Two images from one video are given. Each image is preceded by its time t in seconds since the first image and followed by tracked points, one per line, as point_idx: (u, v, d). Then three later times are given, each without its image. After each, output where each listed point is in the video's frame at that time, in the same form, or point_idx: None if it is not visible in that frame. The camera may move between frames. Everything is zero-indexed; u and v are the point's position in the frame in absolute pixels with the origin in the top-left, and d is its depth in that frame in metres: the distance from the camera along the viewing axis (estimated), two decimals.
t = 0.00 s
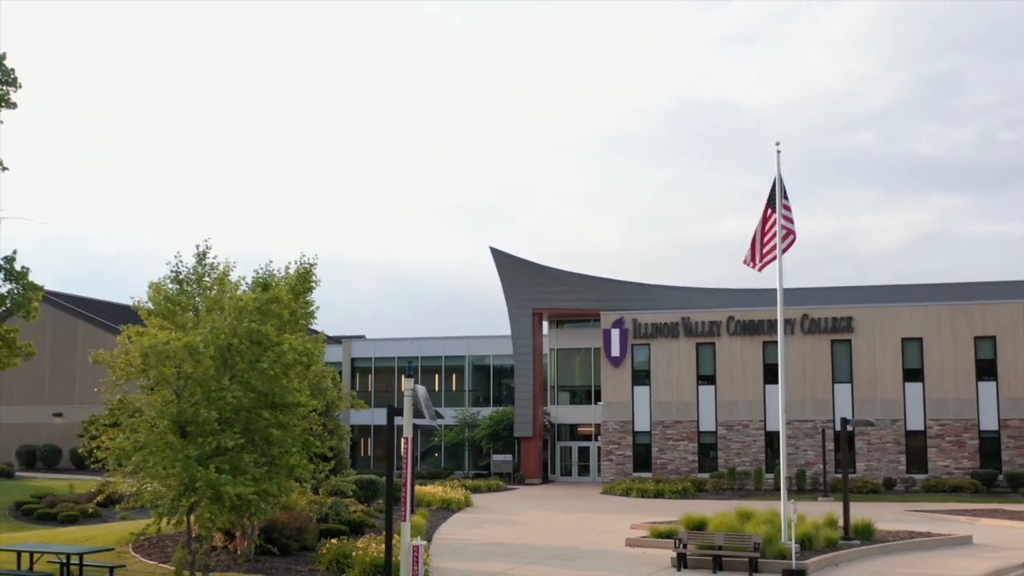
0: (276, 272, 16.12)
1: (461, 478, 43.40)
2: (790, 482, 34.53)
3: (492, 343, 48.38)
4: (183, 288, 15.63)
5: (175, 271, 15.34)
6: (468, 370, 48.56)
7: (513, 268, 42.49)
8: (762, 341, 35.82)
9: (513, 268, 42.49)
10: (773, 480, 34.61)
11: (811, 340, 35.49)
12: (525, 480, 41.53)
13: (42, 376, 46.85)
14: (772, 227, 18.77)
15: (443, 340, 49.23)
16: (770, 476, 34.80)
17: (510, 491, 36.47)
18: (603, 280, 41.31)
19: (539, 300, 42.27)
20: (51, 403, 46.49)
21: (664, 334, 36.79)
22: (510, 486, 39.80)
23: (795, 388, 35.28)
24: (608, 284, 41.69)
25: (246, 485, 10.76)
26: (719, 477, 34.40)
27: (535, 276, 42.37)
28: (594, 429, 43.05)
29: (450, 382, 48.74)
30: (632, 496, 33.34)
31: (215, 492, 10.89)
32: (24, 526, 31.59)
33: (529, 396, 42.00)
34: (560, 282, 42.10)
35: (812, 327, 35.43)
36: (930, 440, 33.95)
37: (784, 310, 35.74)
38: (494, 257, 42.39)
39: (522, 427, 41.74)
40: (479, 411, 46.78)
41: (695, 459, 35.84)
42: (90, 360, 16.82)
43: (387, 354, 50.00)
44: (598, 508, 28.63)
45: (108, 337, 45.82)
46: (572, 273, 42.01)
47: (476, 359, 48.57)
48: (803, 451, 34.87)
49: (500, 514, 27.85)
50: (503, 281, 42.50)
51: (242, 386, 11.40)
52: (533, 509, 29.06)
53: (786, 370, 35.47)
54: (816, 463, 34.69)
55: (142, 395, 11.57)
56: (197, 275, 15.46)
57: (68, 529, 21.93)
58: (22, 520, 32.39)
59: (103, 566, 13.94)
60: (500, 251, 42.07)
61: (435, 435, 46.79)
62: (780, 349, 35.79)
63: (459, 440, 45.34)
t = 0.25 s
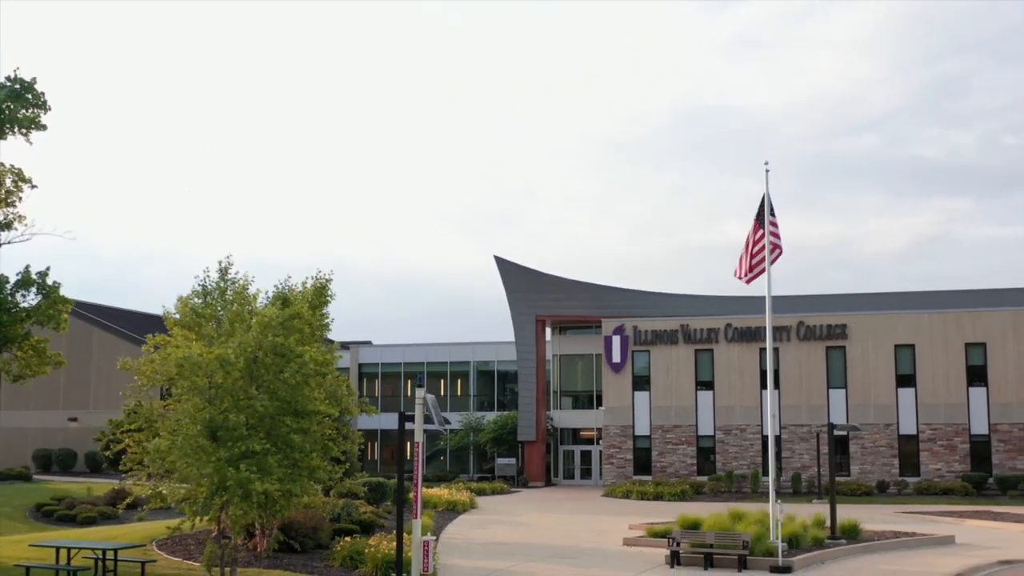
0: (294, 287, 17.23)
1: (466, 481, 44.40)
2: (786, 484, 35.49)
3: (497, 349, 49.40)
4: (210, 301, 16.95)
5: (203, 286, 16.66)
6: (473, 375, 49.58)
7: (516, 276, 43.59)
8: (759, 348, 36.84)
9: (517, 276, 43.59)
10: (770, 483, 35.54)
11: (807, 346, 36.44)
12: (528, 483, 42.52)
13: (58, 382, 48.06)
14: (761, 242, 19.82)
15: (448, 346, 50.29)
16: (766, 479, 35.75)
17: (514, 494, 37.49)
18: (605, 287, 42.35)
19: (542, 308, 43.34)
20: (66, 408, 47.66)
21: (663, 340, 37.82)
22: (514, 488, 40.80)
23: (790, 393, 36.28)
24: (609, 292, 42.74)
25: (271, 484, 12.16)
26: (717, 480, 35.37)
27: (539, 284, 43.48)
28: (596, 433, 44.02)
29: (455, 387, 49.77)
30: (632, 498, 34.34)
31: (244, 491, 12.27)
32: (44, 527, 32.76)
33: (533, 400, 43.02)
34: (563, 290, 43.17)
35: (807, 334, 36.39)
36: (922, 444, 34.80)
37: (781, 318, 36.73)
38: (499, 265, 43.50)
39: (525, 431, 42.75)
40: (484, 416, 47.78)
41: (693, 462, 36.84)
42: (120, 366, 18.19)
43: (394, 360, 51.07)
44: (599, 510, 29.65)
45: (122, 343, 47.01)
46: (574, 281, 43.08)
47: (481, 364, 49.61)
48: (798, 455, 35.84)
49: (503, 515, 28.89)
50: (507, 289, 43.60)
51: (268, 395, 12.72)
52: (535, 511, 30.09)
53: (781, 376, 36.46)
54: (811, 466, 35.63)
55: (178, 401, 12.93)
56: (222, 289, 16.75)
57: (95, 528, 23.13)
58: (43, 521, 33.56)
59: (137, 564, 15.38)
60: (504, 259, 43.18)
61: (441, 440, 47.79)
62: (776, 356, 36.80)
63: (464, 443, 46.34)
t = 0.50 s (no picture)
0: (309, 300, 18.31)
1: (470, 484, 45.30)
2: (782, 487, 36.41)
3: (501, 354, 50.37)
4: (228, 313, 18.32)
5: (224, 299, 17.90)
6: (478, 381, 50.53)
7: (520, 284, 44.61)
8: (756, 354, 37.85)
9: (521, 284, 44.61)
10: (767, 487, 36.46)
11: (803, 352, 37.37)
12: (532, 485, 43.41)
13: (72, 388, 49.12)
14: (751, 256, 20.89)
15: (454, 352, 51.26)
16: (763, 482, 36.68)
17: (517, 497, 38.43)
18: (606, 294, 43.35)
19: (545, 315, 44.35)
20: (79, 412, 48.72)
21: (664, 347, 38.78)
22: (517, 491, 41.70)
23: (787, 398, 37.23)
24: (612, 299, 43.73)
25: (291, 484, 13.50)
26: (716, 483, 36.27)
27: (542, 291, 44.52)
28: (598, 437, 44.92)
29: (460, 393, 50.72)
30: (633, 500, 35.27)
31: (266, 491, 13.59)
32: (61, 528, 33.78)
33: (536, 405, 43.96)
34: (566, 298, 44.18)
35: (804, 341, 37.31)
36: (915, 448, 35.67)
37: (778, 324, 37.69)
38: (503, 273, 44.54)
39: (529, 435, 43.67)
40: (488, 420, 48.70)
41: (693, 466, 37.76)
42: (141, 373, 19.56)
43: (400, 365, 52.07)
44: (600, 512, 30.60)
45: (135, 350, 48.08)
46: (577, 288, 44.08)
47: (486, 370, 50.56)
48: (795, 458, 36.75)
49: (508, 517, 29.82)
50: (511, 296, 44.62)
51: (287, 403, 13.95)
52: (538, 513, 31.04)
53: (778, 381, 37.43)
54: (807, 470, 36.53)
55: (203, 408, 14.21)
56: (242, 302, 17.95)
57: (115, 529, 24.18)
58: (60, 523, 34.58)
59: (160, 560, 16.55)
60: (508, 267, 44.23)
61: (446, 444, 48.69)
62: (773, 362, 37.76)
63: (469, 447, 47.25)
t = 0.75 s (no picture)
0: (321, 311, 19.33)
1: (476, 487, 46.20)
2: (780, 490, 37.29)
3: (506, 360, 51.32)
4: (244, 324, 19.42)
5: (241, 311, 18.91)
6: (483, 386, 51.48)
7: (524, 291, 45.59)
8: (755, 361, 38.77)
9: (525, 291, 45.59)
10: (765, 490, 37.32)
11: (800, 359, 38.27)
12: (536, 489, 44.29)
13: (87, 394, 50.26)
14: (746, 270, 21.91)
15: (459, 358, 52.22)
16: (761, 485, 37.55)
17: (521, 500, 39.34)
18: (608, 302, 44.32)
19: (549, 322, 45.30)
20: (93, 417, 49.78)
21: (664, 353, 39.70)
22: (521, 494, 42.59)
23: (784, 403, 38.11)
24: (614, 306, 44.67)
25: (307, 486, 14.53)
26: (715, 487, 37.14)
27: (546, 299, 45.54)
28: (601, 442, 45.81)
29: (466, 398, 51.67)
30: (634, 503, 36.16)
31: (284, 492, 14.60)
32: (78, 530, 34.77)
33: (540, 410, 44.88)
34: (569, 305, 45.14)
35: (801, 347, 38.20)
36: (910, 452, 36.49)
37: (775, 331, 38.59)
38: (508, 281, 45.53)
39: (533, 440, 44.57)
40: (493, 425, 49.61)
41: (692, 469, 38.65)
42: (162, 379, 20.53)
43: (407, 370, 53.05)
44: (601, 514, 31.49)
45: (147, 355, 49.15)
46: (579, 296, 45.04)
47: (490, 375, 51.51)
48: (793, 462, 37.62)
49: (512, 519, 30.73)
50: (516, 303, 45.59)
51: (303, 410, 14.94)
52: (541, 515, 31.96)
53: (776, 387, 38.34)
54: (804, 473, 37.40)
55: (224, 415, 15.19)
56: (258, 314, 18.96)
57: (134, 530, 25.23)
58: (77, 525, 35.57)
59: (183, 557, 17.65)
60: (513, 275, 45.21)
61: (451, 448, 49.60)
62: (771, 367, 38.65)
63: (474, 451, 48.16)
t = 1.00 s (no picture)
0: (334, 322, 20.30)
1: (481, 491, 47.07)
2: (779, 493, 38.12)
3: (511, 366, 52.23)
4: (260, 335, 20.41)
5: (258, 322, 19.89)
6: (489, 391, 52.38)
7: (529, 298, 46.54)
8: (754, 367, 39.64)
9: (529, 298, 46.53)
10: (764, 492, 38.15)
11: (799, 365, 39.12)
12: (540, 492, 45.14)
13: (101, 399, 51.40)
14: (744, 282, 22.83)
15: (465, 363, 53.15)
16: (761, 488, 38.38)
17: (526, 503, 40.23)
18: (611, 309, 45.25)
19: (553, 328, 46.23)
20: (108, 422, 50.84)
21: (665, 359, 40.58)
22: (526, 498, 43.45)
23: (783, 408, 38.96)
24: (617, 313, 45.58)
25: (321, 489, 15.50)
26: (715, 490, 37.99)
27: (550, 306, 46.48)
28: (604, 446, 46.65)
29: (472, 403, 52.57)
30: (636, 506, 37.03)
31: (300, 495, 15.54)
32: (96, 533, 35.78)
33: (544, 415, 45.75)
34: (572, 312, 46.07)
35: (800, 353, 39.06)
36: (906, 456, 37.31)
37: (774, 337, 39.45)
38: (513, 289, 46.48)
39: (537, 444, 45.44)
40: (499, 429, 50.49)
41: (693, 473, 39.50)
42: (180, 386, 21.47)
43: (414, 376, 53.99)
44: (604, 516, 32.38)
45: (161, 362, 50.28)
46: (583, 303, 45.97)
47: (496, 381, 52.41)
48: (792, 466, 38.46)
49: (517, 521, 31.63)
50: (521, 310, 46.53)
51: (317, 417, 15.87)
52: (545, 518, 32.85)
53: (775, 392, 39.19)
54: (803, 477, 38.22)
55: (242, 421, 16.11)
56: (274, 325, 19.93)
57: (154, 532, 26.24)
58: (94, 527, 36.58)
59: (202, 558, 18.85)
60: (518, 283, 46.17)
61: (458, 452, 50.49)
62: (770, 373, 39.50)
63: (480, 455, 49.04)
